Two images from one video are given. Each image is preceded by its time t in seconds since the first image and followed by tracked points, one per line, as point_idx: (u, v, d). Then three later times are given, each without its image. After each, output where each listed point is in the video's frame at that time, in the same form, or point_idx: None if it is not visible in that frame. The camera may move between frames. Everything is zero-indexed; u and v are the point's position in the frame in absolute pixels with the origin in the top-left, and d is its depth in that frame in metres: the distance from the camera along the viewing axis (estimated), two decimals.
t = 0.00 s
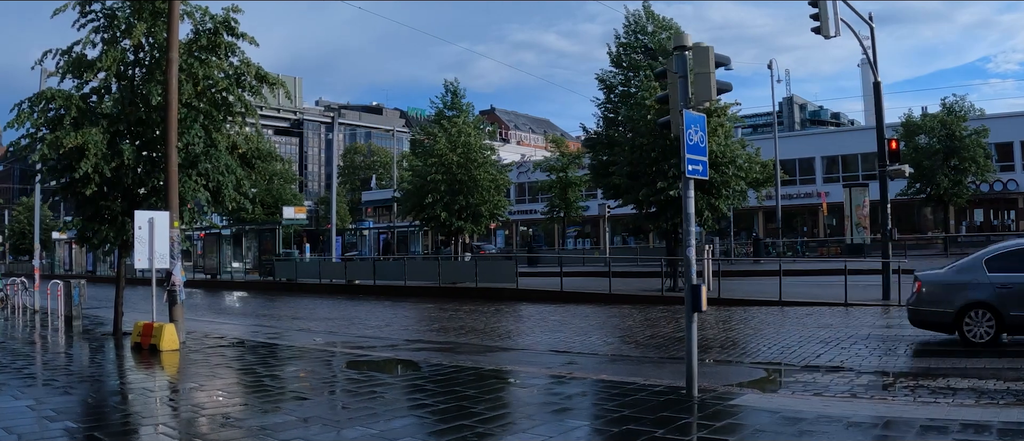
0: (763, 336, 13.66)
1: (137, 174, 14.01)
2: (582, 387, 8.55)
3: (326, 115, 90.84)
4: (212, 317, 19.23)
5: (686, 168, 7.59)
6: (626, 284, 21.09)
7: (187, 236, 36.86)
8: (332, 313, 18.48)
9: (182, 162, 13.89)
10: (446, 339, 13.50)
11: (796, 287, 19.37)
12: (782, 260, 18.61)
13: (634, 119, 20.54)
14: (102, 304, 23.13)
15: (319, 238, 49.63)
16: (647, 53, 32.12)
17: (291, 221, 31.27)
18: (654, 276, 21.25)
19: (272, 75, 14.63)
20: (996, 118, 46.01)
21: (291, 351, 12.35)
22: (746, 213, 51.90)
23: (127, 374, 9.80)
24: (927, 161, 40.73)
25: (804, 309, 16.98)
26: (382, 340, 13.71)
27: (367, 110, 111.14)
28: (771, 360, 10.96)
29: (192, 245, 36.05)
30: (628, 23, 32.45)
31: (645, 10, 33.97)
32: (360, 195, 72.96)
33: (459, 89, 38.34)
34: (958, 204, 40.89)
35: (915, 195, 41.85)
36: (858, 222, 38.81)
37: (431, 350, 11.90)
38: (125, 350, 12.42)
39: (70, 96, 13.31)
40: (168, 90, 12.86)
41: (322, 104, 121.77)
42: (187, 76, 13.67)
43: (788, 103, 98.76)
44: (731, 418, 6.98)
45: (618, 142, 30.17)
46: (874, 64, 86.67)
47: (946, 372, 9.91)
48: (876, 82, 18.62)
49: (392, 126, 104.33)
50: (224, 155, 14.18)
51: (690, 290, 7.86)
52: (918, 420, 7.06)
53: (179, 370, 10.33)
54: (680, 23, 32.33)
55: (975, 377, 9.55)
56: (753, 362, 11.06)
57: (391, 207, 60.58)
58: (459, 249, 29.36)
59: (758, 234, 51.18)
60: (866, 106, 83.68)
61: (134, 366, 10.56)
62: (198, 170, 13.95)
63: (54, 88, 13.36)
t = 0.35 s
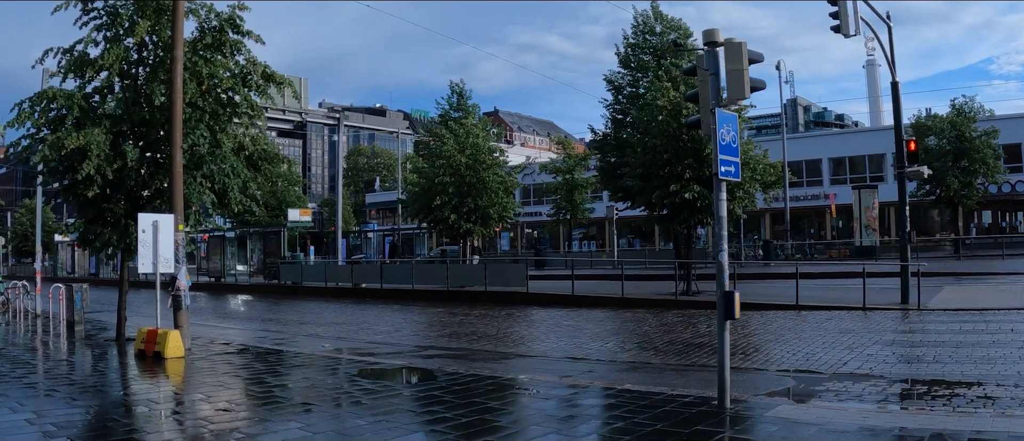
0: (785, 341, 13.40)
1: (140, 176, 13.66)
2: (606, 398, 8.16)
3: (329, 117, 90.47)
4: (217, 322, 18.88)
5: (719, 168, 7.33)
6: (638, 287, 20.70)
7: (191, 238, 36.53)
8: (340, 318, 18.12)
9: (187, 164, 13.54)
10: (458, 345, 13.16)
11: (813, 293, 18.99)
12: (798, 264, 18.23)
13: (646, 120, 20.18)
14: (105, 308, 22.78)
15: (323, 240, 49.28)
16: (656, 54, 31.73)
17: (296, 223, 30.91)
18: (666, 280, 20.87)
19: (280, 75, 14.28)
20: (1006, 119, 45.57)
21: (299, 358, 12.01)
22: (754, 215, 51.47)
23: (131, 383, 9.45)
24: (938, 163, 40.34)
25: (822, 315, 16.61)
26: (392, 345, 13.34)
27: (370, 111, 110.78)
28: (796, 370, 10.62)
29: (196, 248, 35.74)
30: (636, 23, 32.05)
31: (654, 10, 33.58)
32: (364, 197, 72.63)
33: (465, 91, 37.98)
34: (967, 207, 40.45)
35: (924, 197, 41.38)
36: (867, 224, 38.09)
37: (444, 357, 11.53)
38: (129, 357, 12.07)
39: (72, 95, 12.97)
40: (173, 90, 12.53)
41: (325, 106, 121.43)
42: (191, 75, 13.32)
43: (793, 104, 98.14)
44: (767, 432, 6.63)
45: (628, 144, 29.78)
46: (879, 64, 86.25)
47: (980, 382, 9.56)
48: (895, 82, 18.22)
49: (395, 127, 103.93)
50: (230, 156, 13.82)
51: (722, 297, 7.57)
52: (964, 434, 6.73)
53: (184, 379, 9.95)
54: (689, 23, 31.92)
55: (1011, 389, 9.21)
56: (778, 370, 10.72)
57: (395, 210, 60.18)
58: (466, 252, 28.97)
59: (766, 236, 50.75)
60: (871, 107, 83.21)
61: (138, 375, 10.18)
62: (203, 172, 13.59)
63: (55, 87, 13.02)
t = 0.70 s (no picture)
0: (809, 340, 13.06)
1: (142, 172, 13.27)
2: (633, 400, 7.76)
3: (331, 117, 90.08)
4: (220, 322, 18.48)
5: (753, 159, 7.07)
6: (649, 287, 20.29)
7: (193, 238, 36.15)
8: (346, 318, 17.71)
9: (190, 159, 13.16)
10: (470, 346, 12.77)
11: (830, 292, 18.59)
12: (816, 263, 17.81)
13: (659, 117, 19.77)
14: (106, 308, 22.38)
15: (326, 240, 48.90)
16: (664, 51, 31.33)
17: (300, 222, 30.53)
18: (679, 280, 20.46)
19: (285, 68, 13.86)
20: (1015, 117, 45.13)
21: (307, 359, 11.61)
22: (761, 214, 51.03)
23: (133, 386, 9.05)
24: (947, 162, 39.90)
25: (841, 314, 16.19)
26: (403, 346, 12.95)
27: (372, 112, 110.39)
28: (825, 371, 10.22)
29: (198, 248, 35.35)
30: (644, 19, 31.65)
31: (661, 7, 33.19)
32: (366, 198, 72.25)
33: (469, 89, 37.59)
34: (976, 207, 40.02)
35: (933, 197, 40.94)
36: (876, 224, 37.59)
37: (458, 358, 11.10)
38: (131, 358, 11.67)
39: (72, 88, 12.60)
40: (175, 83, 12.15)
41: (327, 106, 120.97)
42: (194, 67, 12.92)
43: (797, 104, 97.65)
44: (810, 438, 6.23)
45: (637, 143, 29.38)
46: (882, 64, 85.81)
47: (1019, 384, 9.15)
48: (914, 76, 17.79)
49: (397, 127, 103.50)
50: (234, 151, 13.43)
51: (758, 293, 7.20)
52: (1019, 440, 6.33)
53: (188, 381, 9.54)
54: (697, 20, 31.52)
55: None
56: (805, 372, 10.32)
57: (398, 209, 59.74)
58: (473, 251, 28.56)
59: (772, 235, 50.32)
60: (874, 107, 82.73)
61: (140, 377, 9.78)
62: (207, 168, 13.20)
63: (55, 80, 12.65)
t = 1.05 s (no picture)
0: (835, 343, 12.67)
1: (147, 172, 12.89)
2: (667, 410, 7.39)
3: (334, 117, 89.74)
4: (226, 326, 18.11)
5: (797, 158, 6.80)
6: (663, 289, 19.89)
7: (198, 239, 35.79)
8: (355, 321, 17.33)
9: (197, 159, 12.79)
10: (485, 350, 12.41)
11: (851, 295, 18.19)
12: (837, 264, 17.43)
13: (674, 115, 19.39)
14: (109, 311, 22.02)
15: (330, 241, 48.50)
16: (673, 50, 30.94)
17: (306, 223, 30.15)
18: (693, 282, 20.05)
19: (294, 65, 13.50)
20: None
21: (317, 365, 11.25)
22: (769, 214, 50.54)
23: (139, 395, 8.67)
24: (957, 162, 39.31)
25: (862, 317, 15.82)
26: (416, 351, 12.57)
27: (375, 112, 109.96)
28: (859, 379, 9.83)
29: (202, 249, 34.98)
30: (653, 18, 31.26)
31: (671, 5, 32.78)
32: (370, 198, 71.89)
33: (476, 88, 37.21)
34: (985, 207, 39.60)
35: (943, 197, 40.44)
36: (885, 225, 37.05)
37: (475, 364, 10.72)
38: (137, 365, 11.31)
39: (75, 85, 12.24)
40: (182, 79, 11.78)
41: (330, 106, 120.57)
42: (201, 64, 12.56)
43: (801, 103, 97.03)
44: None
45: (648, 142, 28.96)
46: (887, 64, 85.24)
47: None
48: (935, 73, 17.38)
49: (400, 128, 103.11)
50: (243, 150, 13.05)
51: (802, 299, 6.90)
52: None
53: (196, 390, 9.16)
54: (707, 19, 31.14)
55: None
56: (836, 378, 9.95)
57: (402, 210, 59.36)
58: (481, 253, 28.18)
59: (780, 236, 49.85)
60: (879, 106, 82.26)
61: (147, 385, 9.42)
62: (214, 167, 12.83)
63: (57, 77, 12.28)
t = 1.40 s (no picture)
0: (862, 343, 12.30)
1: (153, 170, 12.56)
2: (705, 415, 7.05)
3: (336, 117, 89.39)
4: (232, 327, 17.78)
5: (842, 153, 6.56)
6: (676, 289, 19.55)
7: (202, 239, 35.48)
8: (364, 322, 16.99)
9: (205, 156, 12.47)
10: (501, 351, 12.09)
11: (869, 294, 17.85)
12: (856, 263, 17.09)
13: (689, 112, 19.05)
14: (113, 312, 21.70)
15: (334, 241, 48.16)
16: (682, 48, 30.57)
17: (311, 223, 29.78)
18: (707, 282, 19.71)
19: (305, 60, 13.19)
20: None
21: (329, 368, 10.92)
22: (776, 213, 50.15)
23: (147, 401, 8.35)
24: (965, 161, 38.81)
25: (882, 317, 15.49)
26: (431, 353, 12.24)
27: (377, 112, 109.61)
28: (892, 381, 9.50)
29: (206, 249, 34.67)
30: (662, 16, 30.91)
31: (679, 3, 32.41)
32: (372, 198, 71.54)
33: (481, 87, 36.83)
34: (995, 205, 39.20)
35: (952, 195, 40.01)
36: (894, 224, 36.60)
37: (494, 367, 10.37)
38: (144, 369, 10.98)
39: (80, 81, 11.93)
40: (190, 74, 11.45)
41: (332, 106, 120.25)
42: (210, 58, 12.25)
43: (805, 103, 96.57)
44: None
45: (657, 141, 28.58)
46: (891, 64, 84.88)
47: None
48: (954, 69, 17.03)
49: (402, 127, 102.77)
50: (252, 147, 12.73)
51: (846, 299, 6.61)
52: None
53: (207, 395, 8.82)
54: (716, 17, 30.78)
55: None
56: (868, 380, 9.62)
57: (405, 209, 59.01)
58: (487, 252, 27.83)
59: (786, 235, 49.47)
60: (883, 106, 81.87)
61: (155, 391, 9.10)
62: (223, 165, 12.51)
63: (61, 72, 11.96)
